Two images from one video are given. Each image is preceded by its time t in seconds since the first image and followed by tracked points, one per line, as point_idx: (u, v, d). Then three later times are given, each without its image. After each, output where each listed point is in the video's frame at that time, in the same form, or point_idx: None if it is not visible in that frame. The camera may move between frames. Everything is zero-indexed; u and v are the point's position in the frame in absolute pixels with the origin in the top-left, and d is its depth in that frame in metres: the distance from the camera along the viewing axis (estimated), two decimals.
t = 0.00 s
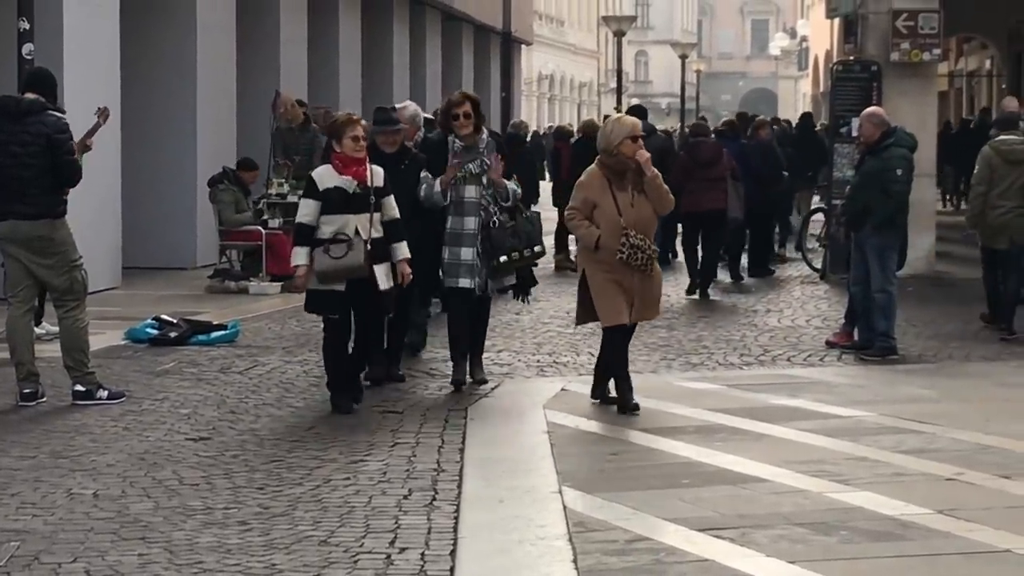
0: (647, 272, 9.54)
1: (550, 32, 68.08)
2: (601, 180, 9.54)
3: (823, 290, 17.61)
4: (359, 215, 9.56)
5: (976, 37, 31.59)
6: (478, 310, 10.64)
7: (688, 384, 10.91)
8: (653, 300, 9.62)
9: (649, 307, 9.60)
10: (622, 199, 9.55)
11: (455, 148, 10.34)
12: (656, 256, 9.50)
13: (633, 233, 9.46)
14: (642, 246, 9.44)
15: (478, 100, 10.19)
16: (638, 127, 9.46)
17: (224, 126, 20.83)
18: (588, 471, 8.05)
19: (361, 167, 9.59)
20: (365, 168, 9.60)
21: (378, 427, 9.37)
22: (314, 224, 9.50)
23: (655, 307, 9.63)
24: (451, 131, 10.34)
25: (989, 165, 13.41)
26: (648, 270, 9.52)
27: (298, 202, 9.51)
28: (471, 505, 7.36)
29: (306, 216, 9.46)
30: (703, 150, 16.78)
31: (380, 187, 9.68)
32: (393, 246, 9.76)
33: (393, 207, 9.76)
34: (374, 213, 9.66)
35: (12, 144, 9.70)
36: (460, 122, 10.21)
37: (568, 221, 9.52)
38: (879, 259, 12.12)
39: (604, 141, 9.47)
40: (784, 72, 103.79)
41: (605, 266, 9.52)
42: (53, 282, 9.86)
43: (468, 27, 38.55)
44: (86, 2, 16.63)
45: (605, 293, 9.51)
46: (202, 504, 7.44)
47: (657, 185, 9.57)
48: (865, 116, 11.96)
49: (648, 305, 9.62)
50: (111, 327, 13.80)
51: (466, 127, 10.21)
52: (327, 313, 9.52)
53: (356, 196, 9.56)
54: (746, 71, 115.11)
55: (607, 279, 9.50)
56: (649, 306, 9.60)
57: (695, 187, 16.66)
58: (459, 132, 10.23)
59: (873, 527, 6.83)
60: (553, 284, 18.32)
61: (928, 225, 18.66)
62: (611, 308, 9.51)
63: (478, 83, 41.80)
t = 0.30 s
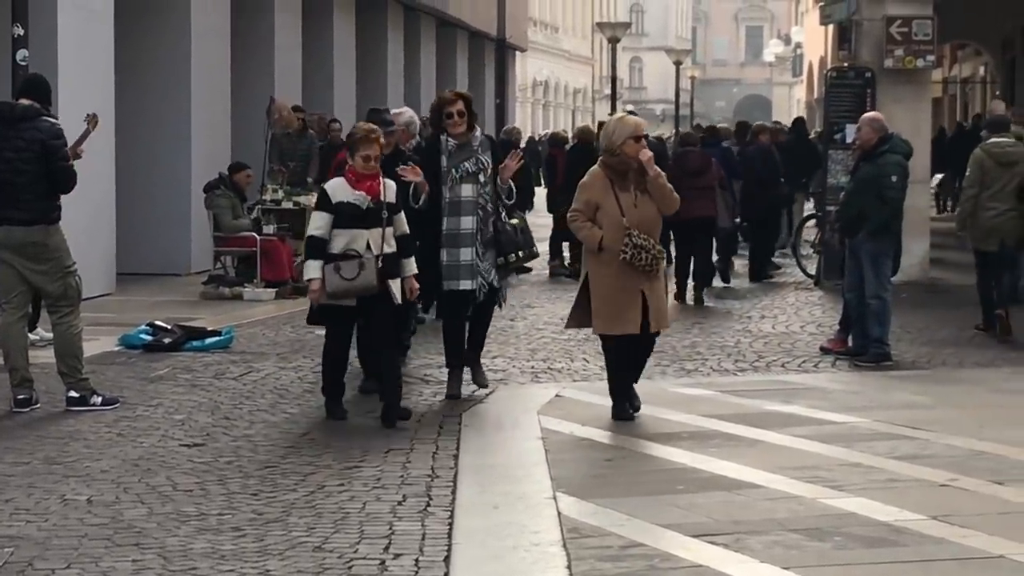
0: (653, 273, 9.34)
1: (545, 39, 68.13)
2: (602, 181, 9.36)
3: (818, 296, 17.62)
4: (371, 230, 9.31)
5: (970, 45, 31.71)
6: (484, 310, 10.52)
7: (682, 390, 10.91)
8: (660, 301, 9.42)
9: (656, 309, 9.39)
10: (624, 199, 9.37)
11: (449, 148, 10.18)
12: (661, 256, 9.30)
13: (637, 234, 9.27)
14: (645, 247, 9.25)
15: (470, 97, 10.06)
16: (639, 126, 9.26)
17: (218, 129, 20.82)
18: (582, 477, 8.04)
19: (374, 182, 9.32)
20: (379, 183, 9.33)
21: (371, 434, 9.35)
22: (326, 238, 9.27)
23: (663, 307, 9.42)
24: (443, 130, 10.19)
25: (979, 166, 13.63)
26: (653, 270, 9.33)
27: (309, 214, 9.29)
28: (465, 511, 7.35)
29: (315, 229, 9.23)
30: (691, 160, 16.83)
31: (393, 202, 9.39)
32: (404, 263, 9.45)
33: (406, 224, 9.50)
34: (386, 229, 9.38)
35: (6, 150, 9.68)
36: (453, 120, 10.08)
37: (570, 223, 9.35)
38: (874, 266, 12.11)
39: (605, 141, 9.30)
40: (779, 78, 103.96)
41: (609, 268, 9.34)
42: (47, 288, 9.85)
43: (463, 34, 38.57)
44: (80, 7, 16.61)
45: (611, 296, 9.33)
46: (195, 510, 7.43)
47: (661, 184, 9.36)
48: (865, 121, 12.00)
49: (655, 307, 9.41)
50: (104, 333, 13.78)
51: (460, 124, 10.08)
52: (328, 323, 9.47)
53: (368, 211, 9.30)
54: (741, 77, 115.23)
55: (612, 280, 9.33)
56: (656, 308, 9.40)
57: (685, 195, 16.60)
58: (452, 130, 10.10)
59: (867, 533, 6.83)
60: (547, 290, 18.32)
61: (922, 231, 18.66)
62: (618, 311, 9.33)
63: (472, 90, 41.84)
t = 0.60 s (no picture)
0: (657, 281, 9.18)
1: (537, 42, 68.13)
2: (606, 189, 9.22)
3: (810, 299, 17.63)
4: (388, 230, 9.04)
5: (962, 49, 31.79)
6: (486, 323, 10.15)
7: (676, 393, 10.91)
8: (666, 310, 9.26)
9: (661, 318, 9.24)
10: (628, 206, 9.21)
11: (452, 158, 9.91)
12: (665, 265, 9.12)
13: (639, 242, 9.12)
14: (648, 256, 9.08)
15: (477, 107, 9.82)
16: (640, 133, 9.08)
17: (210, 132, 20.81)
18: (575, 481, 8.04)
19: (393, 181, 9.06)
20: (397, 182, 9.06)
21: (363, 437, 9.34)
22: (342, 236, 9.02)
23: (669, 316, 9.27)
24: (446, 140, 9.93)
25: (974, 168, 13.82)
26: (657, 279, 9.16)
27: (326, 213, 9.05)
28: (457, 514, 7.34)
29: (332, 228, 8.98)
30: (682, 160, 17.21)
31: (412, 201, 9.09)
32: (424, 261, 9.18)
33: (428, 222, 9.19)
34: (405, 229, 9.09)
35: None
36: (458, 129, 9.83)
37: (574, 231, 9.25)
38: (865, 269, 12.12)
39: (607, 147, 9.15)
40: (771, 82, 104.08)
41: (611, 277, 9.22)
42: (39, 291, 9.84)
43: (455, 37, 38.58)
44: (72, 10, 16.61)
45: (613, 305, 9.22)
46: (187, 514, 7.42)
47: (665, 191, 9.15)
48: (857, 125, 11.93)
49: (661, 316, 9.26)
50: (96, 337, 13.77)
51: (466, 134, 9.83)
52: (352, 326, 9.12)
53: (386, 211, 9.03)
54: (733, 81, 115.32)
55: (615, 289, 9.20)
56: (661, 317, 9.25)
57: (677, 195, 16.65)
58: (456, 139, 9.84)
59: (859, 536, 6.84)
60: (539, 294, 18.32)
61: (914, 235, 18.69)
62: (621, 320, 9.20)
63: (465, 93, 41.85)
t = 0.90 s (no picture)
0: (665, 281, 9.07)
1: (525, 45, 68.12)
2: (615, 187, 9.08)
3: (797, 303, 17.64)
4: (394, 240, 8.81)
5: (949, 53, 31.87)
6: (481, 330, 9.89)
7: (663, 396, 10.91)
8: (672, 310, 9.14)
9: (669, 319, 9.11)
10: (637, 206, 9.09)
11: (460, 155, 9.74)
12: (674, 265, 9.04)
13: (650, 241, 9.01)
14: (659, 255, 8.99)
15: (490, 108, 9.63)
16: (653, 132, 8.99)
17: (197, 135, 20.78)
18: (562, 484, 8.03)
19: (397, 190, 8.81)
20: (401, 191, 8.82)
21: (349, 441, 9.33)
22: (346, 247, 8.79)
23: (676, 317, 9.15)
24: (456, 136, 9.77)
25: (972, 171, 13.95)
26: (666, 279, 9.06)
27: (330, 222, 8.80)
28: (444, 518, 7.34)
29: (336, 239, 8.75)
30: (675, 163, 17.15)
31: (418, 211, 8.86)
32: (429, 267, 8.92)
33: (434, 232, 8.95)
34: (410, 240, 8.87)
35: None
36: (469, 129, 9.66)
37: (581, 229, 9.07)
38: (853, 272, 12.13)
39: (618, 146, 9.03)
40: (759, 86, 104.22)
41: (619, 276, 9.06)
42: (25, 294, 9.81)
43: (443, 40, 38.56)
44: (58, 12, 16.58)
45: (621, 306, 9.06)
46: (173, 517, 7.40)
47: (675, 191, 9.11)
48: (844, 129, 12.00)
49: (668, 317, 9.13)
50: (83, 340, 13.74)
51: (477, 134, 9.66)
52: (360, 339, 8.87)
53: (391, 222, 8.80)
54: (721, 84, 115.41)
55: (624, 288, 9.05)
56: (668, 318, 9.12)
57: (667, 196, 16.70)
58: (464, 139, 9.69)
59: (845, 539, 6.85)
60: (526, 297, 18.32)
61: (901, 239, 18.71)
62: (628, 320, 9.05)
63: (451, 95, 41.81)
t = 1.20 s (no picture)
0: (661, 285, 8.91)
1: (512, 46, 68.15)
2: (613, 187, 8.94)
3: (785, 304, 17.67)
4: (399, 238, 8.68)
5: (936, 54, 31.97)
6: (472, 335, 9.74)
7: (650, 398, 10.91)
8: (667, 315, 8.97)
9: (663, 322, 8.95)
10: (636, 207, 8.94)
11: (459, 156, 9.53)
12: (670, 268, 8.88)
13: (646, 242, 8.85)
14: (654, 257, 8.82)
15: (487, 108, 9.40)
16: (653, 132, 8.87)
17: (184, 136, 20.75)
18: (549, 485, 8.04)
19: (400, 186, 8.71)
20: (404, 187, 8.71)
21: (337, 442, 9.32)
22: (350, 245, 8.64)
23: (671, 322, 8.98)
24: (453, 139, 9.57)
25: (965, 172, 14.25)
26: (662, 282, 8.90)
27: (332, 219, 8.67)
28: (431, 518, 7.34)
29: (340, 236, 8.61)
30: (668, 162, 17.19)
31: (421, 208, 8.78)
32: (432, 273, 8.90)
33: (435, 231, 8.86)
34: (414, 237, 8.74)
35: None
36: (465, 129, 9.43)
37: (577, 229, 8.91)
38: (840, 273, 12.14)
39: (618, 145, 8.90)
40: (746, 87, 104.37)
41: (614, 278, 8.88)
42: (11, 294, 9.79)
43: (431, 41, 38.58)
44: (45, 13, 16.55)
45: (614, 307, 8.87)
46: (160, 519, 7.39)
47: (674, 194, 8.97)
48: (829, 132, 12.05)
49: (663, 320, 8.96)
50: (70, 340, 13.72)
51: (474, 133, 9.42)
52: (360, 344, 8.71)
53: (394, 218, 8.67)
54: (709, 84, 115.49)
55: (618, 290, 8.88)
56: (663, 322, 8.95)
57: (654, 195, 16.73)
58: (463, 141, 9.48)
59: (832, 539, 6.87)
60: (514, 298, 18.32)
61: (888, 240, 18.73)
62: (621, 323, 8.85)
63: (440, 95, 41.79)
